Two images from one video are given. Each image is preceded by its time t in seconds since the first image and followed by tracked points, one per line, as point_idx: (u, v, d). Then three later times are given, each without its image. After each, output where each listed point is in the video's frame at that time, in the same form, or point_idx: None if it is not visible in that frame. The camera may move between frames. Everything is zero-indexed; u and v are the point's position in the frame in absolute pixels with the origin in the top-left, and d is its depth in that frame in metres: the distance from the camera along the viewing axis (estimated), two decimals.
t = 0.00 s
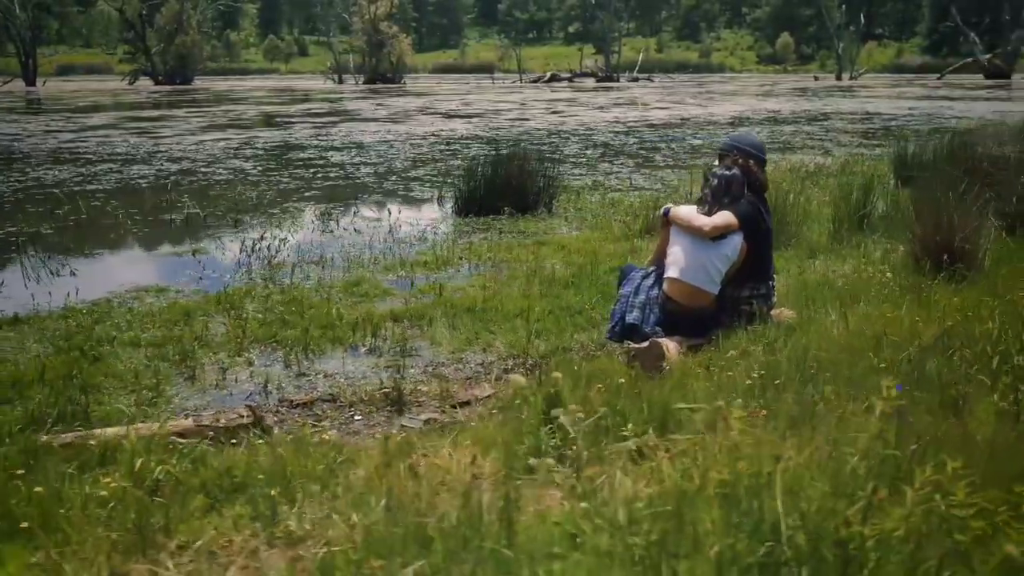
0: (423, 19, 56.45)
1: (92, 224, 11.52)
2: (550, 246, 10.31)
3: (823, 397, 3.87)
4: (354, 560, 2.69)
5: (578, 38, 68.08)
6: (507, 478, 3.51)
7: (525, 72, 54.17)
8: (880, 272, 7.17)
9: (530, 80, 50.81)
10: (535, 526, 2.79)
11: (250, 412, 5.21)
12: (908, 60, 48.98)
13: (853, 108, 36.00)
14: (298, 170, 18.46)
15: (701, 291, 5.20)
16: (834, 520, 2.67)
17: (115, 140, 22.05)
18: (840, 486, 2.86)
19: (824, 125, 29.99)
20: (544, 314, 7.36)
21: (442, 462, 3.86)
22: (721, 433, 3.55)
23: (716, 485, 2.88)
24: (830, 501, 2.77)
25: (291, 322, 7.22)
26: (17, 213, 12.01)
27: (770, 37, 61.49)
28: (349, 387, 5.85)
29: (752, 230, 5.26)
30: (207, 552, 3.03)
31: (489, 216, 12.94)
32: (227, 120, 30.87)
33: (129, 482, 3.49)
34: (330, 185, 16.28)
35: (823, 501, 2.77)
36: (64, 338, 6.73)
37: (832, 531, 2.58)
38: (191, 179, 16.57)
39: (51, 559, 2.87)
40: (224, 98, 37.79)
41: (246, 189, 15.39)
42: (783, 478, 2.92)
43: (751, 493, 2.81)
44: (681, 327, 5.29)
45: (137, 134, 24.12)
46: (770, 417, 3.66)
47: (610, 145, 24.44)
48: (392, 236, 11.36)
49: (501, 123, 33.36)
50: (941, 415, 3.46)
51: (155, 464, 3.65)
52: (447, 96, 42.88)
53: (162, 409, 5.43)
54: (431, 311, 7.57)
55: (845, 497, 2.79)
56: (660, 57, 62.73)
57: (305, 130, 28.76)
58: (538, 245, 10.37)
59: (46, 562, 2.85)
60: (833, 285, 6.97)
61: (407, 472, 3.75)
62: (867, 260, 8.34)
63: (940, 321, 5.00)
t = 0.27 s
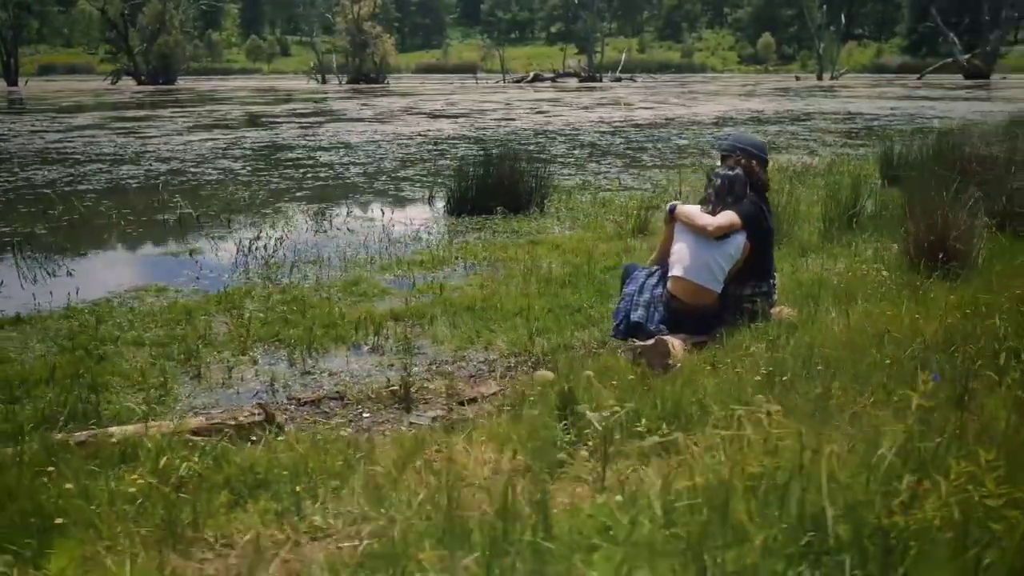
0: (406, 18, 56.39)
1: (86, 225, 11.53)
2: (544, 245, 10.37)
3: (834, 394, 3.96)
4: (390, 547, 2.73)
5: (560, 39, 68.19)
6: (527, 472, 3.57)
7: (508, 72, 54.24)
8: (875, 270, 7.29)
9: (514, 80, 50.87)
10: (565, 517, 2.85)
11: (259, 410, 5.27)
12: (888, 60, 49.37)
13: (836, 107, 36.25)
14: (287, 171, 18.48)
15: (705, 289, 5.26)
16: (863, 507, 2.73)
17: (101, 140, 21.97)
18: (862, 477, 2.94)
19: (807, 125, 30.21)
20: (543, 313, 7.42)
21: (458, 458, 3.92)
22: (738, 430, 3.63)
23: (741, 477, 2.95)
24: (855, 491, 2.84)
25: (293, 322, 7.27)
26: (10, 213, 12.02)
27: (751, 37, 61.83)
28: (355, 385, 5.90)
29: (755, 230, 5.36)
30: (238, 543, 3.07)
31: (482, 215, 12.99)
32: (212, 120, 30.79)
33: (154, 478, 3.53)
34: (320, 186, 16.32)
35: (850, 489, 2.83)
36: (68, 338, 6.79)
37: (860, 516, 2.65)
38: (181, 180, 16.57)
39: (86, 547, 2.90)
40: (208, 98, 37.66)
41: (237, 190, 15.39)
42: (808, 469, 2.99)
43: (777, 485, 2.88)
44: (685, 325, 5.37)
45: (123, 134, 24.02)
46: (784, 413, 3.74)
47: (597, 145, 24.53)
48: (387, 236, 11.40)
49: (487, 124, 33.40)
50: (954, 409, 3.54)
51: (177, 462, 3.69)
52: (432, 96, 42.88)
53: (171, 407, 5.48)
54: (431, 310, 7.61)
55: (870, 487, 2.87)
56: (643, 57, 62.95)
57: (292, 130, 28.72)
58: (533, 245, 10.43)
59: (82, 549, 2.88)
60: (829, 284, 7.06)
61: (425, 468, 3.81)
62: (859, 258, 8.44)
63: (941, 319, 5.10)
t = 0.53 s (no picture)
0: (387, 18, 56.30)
1: (77, 227, 11.53)
2: (536, 245, 10.42)
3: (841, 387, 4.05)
4: (420, 538, 2.80)
5: (540, 39, 68.27)
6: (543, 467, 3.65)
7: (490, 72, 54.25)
8: (868, 268, 7.41)
9: (496, 80, 50.91)
10: (588, 505, 2.92)
11: (266, 409, 5.31)
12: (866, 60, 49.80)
13: (816, 107, 36.51)
14: (274, 172, 18.54)
15: (707, 288, 5.33)
16: (886, 490, 2.80)
17: (84, 140, 21.86)
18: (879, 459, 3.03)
19: (789, 125, 30.42)
20: (541, 312, 7.47)
21: (472, 454, 3.99)
22: (750, 425, 3.70)
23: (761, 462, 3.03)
24: (876, 474, 2.91)
25: (292, 322, 7.32)
26: None
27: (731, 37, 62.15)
28: (359, 384, 5.94)
29: (754, 228, 5.46)
30: (266, 538, 3.12)
31: (472, 215, 13.04)
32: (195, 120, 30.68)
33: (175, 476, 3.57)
34: (309, 186, 16.38)
35: (868, 470, 2.91)
36: (69, 338, 6.86)
37: (882, 495, 2.72)
38: (168, 180, 16.56)
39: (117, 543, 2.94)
40: (190, 98, 37.48)
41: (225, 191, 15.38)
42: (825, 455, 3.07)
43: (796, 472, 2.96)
44: (686, 323, 5.44)
45: (106, 134, 23.91)
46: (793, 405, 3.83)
47: (582, 144, 24.62)
48: (379, 236, 11.43)
49: (470, 124, 33.43)
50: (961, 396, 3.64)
51: (196, 460, 3.74)
52: (414, 96, 42.85)
53: (176, 407, 5.53)
54: (428, 309, 7.65)
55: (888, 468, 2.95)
56: (623, 57, 63.13)
57: (276, 130, 28.66)
58: (525, 244, 10.48)
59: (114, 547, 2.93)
60: (823, 283, 7.17)
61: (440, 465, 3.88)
62: (850, 257, 8.55)
63: (938, 318, 5.22)
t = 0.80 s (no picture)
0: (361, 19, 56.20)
1: (64, 232, 11.52)
2: (525, 245, 10.50)
3: (849, 382, 4.14)
4: (452, 527, 2.85)
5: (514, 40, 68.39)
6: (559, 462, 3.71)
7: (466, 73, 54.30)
8: (857, 266, 7.55)
9: (472, 81, 50.94)
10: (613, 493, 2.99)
11: (270, 408, 5.34)
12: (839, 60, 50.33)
13: (792, 108, 36.84)
14: (256, 173, 18.60)
15: (705, 286, 5.42)
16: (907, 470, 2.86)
17: (63, 141, 21.72)
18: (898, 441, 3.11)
19: (765, 125, 30.70)
20: (536, 311, 7.54)
21: (486, 450, 4.05)
22: (760, 418, 3.76)
23: (781, 449, 3.11)
24: (896, 456, 2.97)
25: (287, 322, 7.35)
26: None
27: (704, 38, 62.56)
28: (360, 383, 5.98)
29: (752, 227, 5.53)
30: (293, 529, 3.16)
31: (459, 215, 13.09)
32: (172, 121, 30.51)
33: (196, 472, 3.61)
34: (292, 187, 16.44)
35: (889, 453, 2.98)
36: (66, 339, 6.97)
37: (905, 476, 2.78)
38: (150, 182, 16.54)
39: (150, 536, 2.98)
40: (165, 99, 37.24)
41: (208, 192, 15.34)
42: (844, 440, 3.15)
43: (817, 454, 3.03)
44: (685, 320, 5.52)
45: (83, 135, 23.73)
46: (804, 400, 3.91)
47: (562, 144, 24.73)
48: (367, 237, 11.45)
49: (449, 124, 33.45)
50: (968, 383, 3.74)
51: (215, 458, 3.78)
52: (391, 96, 42.79)
53: (179, 406, 5.57)
54: (423, 309, 7.68)
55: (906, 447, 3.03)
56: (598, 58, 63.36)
57: (255, 131, 28.57)
58: (514, 244, 10.54)
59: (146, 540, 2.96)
60: (815, 280, 7.27)
61: (455, 462, 3.93)
62: (837, 256, 8.67)
63: (934, 317, 5.34)
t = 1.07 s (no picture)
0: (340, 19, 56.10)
1: (52, 235, 11.48)
2: (515, 245, 10.56)
3: (852, 378, 4.21)
4: (477, 521, 2.90)
5: (493, 40, 68.48)
6: (571, 459, 3.77)
7: (445, 74, 54.31)
8: (846, 264, 7.66)
9: (452, 81, 50.96)
10: (631, 486, 3.05)
11: (273, 408, 5.37)
12: (815, 61, 50.74)
13: (770, 108, 37.12)
14: (239, 174, 18.58)
15: (703, 285, 5.45)
16: (919, 460, 2.93)
17: (42, 142, 21.59)
18: (912, 432, 3.17)
19: (744, 126, 30.93)
20: (530, 310, 7.60)
21: (495, 448, 4.10)
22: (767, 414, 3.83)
23: (794, 442, 3.17)
24: (907, 446, 3.04)
25: (283, 322, 7.37)
26: None
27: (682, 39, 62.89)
28: (359, 383, 6.02)
29: (747, 227, 5.56)
30: (314, 525, 3.19)
31: (447, 216, 13.13)
32: (151, 122, 30.33)
33: (212, 473, 3.64)
34: (277, 188, 16.42)
35: (900, 444, 3.05)
36: (62, 342, 7.00)
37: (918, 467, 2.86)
38: (134, 183, 16.50)
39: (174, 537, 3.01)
40: (144, 100, 37.06)
41: (193, 194, 15.30)
42: (859, 432, 3.22)
43: (831, 446, 3.10)
44: (683, 320, 5.55)
45: (63, 136, 23.59)
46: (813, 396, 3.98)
47: (544, 145, 24.80)
48: (357, 237, 11.46)
49: (429, 125, 33.44)
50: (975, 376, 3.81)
51: (229, 458, 3.81)
52: (371, 97, 42.74)
53: (180, 407, 5.61)
54: (417, 309, 7.73)
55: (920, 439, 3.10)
56: (576, 58, 63.50)
57: (236, 132, 28.50)
58: (503, 244, 10.59)
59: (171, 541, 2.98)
60: (804, 278, 7.37)
61: (467, 459, 3.98)
62: (825, 255, 8.78)
63: (931, 315, 5.44)
